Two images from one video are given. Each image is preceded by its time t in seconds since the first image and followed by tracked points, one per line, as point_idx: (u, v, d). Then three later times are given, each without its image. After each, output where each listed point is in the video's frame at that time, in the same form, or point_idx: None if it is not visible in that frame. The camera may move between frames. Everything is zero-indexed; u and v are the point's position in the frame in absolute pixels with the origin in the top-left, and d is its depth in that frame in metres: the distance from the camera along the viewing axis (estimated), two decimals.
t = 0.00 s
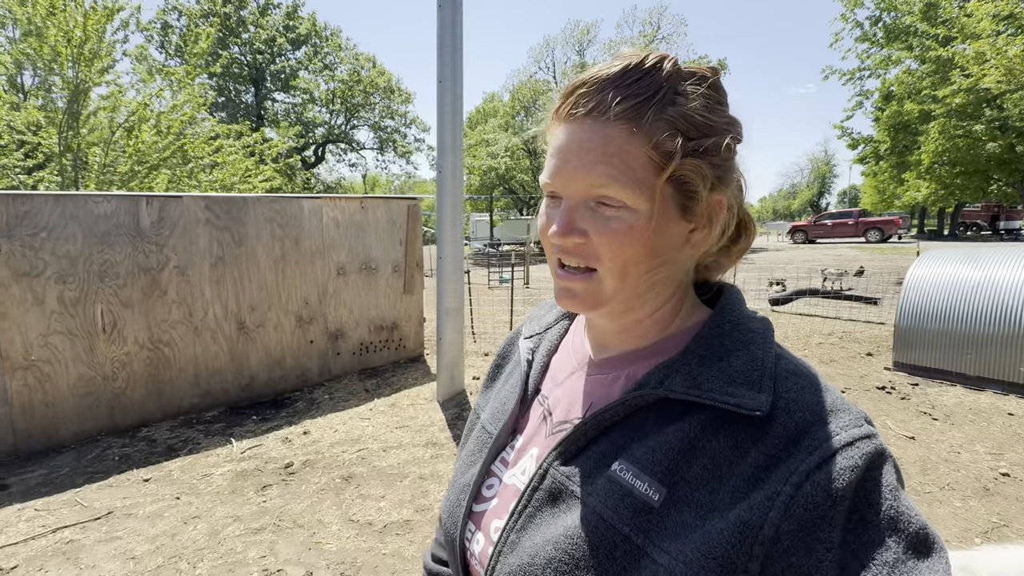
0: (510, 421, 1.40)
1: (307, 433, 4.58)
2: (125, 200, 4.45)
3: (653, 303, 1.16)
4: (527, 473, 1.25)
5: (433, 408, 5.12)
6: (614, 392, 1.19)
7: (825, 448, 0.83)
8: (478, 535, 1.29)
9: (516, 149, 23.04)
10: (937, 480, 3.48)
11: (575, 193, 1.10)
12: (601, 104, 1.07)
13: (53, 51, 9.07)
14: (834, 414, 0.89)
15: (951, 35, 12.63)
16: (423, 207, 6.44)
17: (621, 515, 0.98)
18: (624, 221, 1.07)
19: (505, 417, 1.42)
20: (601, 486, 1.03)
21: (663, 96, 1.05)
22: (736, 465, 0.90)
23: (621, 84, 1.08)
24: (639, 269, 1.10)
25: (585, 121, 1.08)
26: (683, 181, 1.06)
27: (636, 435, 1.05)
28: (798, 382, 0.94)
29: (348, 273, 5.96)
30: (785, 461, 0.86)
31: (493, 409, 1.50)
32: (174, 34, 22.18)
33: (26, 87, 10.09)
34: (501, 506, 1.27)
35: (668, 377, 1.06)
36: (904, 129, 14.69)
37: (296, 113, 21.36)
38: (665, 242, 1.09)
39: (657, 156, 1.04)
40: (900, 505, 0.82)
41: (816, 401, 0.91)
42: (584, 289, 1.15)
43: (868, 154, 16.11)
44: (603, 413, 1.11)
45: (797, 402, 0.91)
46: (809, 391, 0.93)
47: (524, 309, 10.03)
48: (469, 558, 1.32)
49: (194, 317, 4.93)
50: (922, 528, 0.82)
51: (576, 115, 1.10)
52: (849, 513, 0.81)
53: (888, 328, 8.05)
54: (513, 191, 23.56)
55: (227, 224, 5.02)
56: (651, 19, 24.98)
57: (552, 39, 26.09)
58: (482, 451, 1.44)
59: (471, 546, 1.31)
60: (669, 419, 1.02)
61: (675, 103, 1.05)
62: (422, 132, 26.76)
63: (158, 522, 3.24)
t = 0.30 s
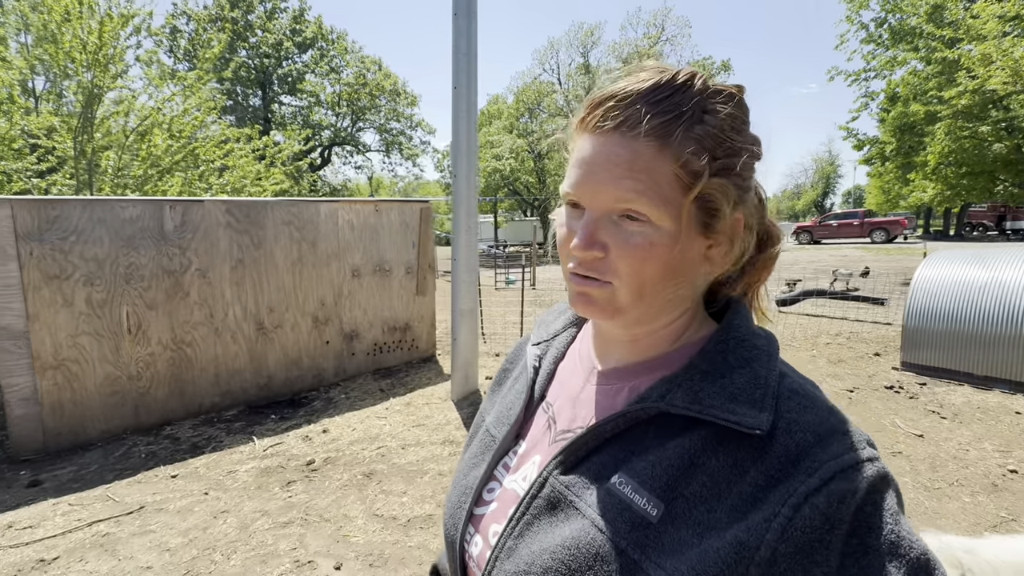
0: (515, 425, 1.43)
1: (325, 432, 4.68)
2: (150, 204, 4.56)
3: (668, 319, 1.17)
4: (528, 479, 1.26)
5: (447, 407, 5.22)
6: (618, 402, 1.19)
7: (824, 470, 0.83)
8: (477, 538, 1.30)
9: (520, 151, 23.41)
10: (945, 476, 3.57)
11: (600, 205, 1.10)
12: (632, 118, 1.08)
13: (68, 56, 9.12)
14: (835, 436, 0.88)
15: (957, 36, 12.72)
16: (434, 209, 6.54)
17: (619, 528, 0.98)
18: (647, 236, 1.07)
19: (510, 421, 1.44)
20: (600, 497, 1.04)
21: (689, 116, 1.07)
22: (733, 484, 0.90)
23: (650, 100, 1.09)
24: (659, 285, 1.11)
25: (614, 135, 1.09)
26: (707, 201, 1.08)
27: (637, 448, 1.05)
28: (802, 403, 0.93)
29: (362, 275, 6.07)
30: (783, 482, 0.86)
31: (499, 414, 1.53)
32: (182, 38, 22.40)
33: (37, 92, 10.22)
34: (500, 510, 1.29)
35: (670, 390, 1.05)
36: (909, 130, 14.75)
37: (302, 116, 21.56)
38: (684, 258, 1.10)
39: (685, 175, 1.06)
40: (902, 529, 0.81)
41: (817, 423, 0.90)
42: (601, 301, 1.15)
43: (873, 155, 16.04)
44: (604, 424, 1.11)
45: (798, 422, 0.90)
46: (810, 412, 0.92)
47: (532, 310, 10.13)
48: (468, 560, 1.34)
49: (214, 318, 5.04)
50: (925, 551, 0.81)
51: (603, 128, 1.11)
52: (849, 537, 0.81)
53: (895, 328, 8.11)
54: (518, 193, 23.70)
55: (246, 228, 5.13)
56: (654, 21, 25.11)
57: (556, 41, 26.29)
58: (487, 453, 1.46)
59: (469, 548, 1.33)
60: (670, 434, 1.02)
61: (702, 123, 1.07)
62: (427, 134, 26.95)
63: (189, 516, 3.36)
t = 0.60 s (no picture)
0: (519, 423, 1.44)
1: (338, 432, 4.71)
2: (164, 207, 4.61)
3: (668, 310, 1.18)
4: (535, 473, 1.27)
5: (457, 407, 5.24)
6: (622, 395, 1.21)
7: (827, 452, 0.84)
8: (484, 533, 1.32)
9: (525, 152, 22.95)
10: (962, 476, 3.55)
11: (602, 195, 1.12)
12: (629, 110, 1.12)
13: (78, 61, 9.21)
14: (837, 420, 0.88)
15: (965, 34, 12.66)
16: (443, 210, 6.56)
17: (625, 515, 0.99)
18: (648, 223, 1.09)
19: (514, 420, 1.45)
20: (606, 487, 1.05)
21: (681, 107, 1.12)
22: (737, 468, 0.91)
23: (644, 93, 1.13)
24: (660, 272, 1.12)
25: (612, 126, 1.12)
26: (703, 187, 1.12)
27: (642, 437, 1.06)
28: (801, 389, 0.94)
29: (372, 277, 6.10)
30: (786, 466, 0.86)
31: (503, 413, 1.54)
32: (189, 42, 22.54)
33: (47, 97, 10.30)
34: (506, 505, 1.30)
35: (674, 381, 1.07)
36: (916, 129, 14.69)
37: (308, 119, 21.67)
38: (682, 246, 1.13)
39: (683, 162, 1.10)
40: (902, 512, 0.81)
41: (817, 408, 0.90)
42: (603, 292, 1.15)
43: (880, 155, 15.94)
44: (607, 415, 1.12)
45: (799, 408, 0.91)
46: (811, 398, 0.93)
47: (539, 311, 10.14)
48: (476, 556, 1.35)
49: (227, 319, 5.08)
50: (925, 535, 0.81)
51: (600, 121, 1.14)
52: (853, 519, 0.80)
53: (905, 328, 8.07)
54: (523, 194, 23.70)
55: (258, 229, 5.17)
56: (658, 22, 25.06)
57: (560, 43, 26.33)
58: (492, 452, 1.47)
59: (476, 544, 1.34)
60: (674, 422, 1.03)
61: (692, 113, 1.12)
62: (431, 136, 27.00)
63: (206, 515, 3.40)
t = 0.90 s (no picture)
0: (489, 423, 1.39)
1: (343, 436, 4.67)
2: (169, 211, 4.60)
3: (642, 315, 1.15)
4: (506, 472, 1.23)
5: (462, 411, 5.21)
6: (593, 392, 1.17)
7: (790, 442, 0.83)
8: (450, 533, 1.27)
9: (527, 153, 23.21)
10: (977, 480, 3.49)
11: (588, 194, 1.10)
12: (619, 114, 1.11)
13: (83, 66, 9.27)
14: (795, 414, 0.89)
15: (971, 34, 12.62)
16: (448, 213, 6.54)
17: (596, 506, 0.97)
18: (632, 225, 1.07)
19: (484, 421, 1.40)
20: (577, 480, 1.03)
21: (668, 115, 1.11)
22: (704, 458, 0.90)
23: (635, 100, 1.13)
24: (641, 274, 1.09)
25: (602, 128, 1.11)
26: (684, 196, 1.11)
27: (612, 431, 1.05)
28: (765, 385, 0.94)
29: (376, 279, 6.07)
30: (754, 455, 0.85)
31: (471, 415, 1.48)
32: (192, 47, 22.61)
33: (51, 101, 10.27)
34: (475, 504, 1.25)
35: (645, 376, 1.06)
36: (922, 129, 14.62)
37: (311, 123, 21.71)
38: (662, 251, 1.11)
39: (668, 169, 1.09)
40: (856, 501, 0.81)
41: (780, 402, 0.91)
42: (583, 290, 1.11)
43: (885, 155, 15.86)
44: (580, 411, 1.11)
45: (763, 402, 0.91)
46: (775, 393, 0.93)
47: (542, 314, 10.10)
48: (440, 559, 1.29)
49: (232, 323, 5.06)
50: (876, 523, 0.81)
51: (591, 123, 1.13)
52: (813, 507, 0.80)
53: (913, 330, 8.01)
54: (525, 197, 23.69)
55: (263, 233, 5.16)
56: (661, 24, 25.06)
57: (562, 45, 26.40)
58: (460, 454, 1.41)
59: (441, 545, 1.29)
60: (644, 416, 1.02)
61: (678, 123, 1.12)
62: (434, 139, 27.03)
63: (212, 521, 3.37)
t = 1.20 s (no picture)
0: (479, 423, 1.34)
1: (348, 440, 4.65)
2: (173, 214, 4.60)
3: (627, 315, 1.13)
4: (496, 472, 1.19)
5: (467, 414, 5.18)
6: (581, 392, 1.13)
7: (772, 435, 0.83)
8: (440, 534, 1.23)
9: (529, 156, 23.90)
10: (989, 483, 3.46)
11: (569, 201, 1.07)
12: (596, 122, 1.08)
13: (86, 70, 9.30)
14: (777, 409, 0.88)
15: (974, 34, 12.62)
16: (452, 216, 6.53)
17: (584, 503, 0.95)
18: (614, 230, 1.05)
19: (473, 422, 1.35)
20: (565, 478, 1.00)
21: (645, 120, 1.08)
22: (690, 453, 0.89)
23: (610, 104, 1.10)
24: (624, 278, 1.08)
25: (579, 137, 1.08)
26: (663, 198, 1.09)
27: (599, 429, 1.02)
28: (748, 382, 0.93)
29: (381, 282, 6.05)
30: (736, 451, 0.85)
31: (460, 415, 1.43)
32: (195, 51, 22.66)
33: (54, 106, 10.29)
34: (464, 504, 1.21)
35: (631, 374, 1.03)
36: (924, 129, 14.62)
37: (313, 127, 21.73)
38: (645, 252, 1.09)
39: (647, 173, 1.06)
40: (835, 492, 0.82)
41: (763, 397, 0.90)
42: (569, 295, 1.10)
43: (887, 156, 15.86)
44: (568, 409, 1.07)
45: (747, 397, 0.90)
46: (758, 389, 0.92)
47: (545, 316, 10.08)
48: (430, 560, 1.25)
49: (236, 326, 5.04)
50: (855, 513, 0.82)
51: (569, 130, 1.09)
52: (795, 498, 0.80)
53: (918, 330, 7.99)
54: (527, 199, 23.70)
55: (268, 236, 5.15)
56: (662, 27, 25.10)
57: (563, 48, 26.46)
58: (449, 454, 1.37)
59: (431, 546, 1.25)
60: (630, 414, 0.99)
61: (655, 126, 1.09)
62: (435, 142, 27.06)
63: (218, 525, 3.35)
